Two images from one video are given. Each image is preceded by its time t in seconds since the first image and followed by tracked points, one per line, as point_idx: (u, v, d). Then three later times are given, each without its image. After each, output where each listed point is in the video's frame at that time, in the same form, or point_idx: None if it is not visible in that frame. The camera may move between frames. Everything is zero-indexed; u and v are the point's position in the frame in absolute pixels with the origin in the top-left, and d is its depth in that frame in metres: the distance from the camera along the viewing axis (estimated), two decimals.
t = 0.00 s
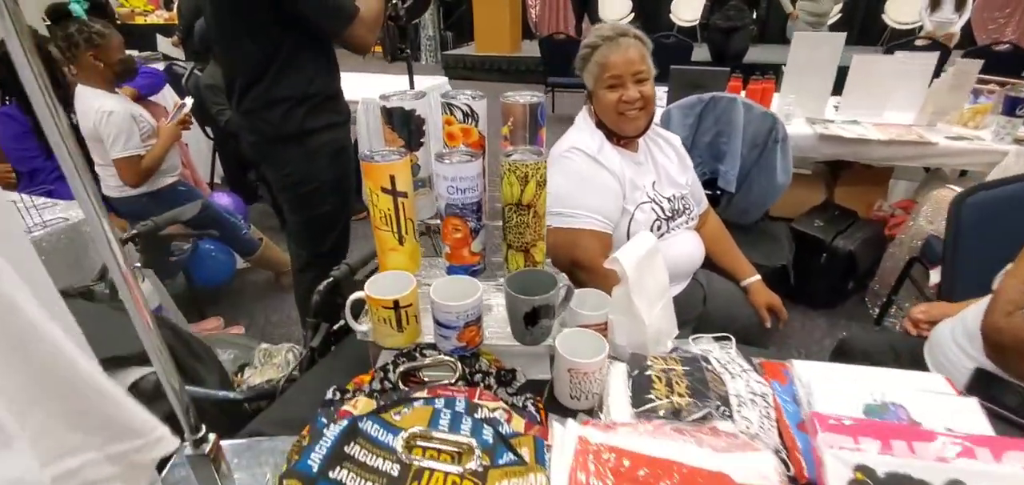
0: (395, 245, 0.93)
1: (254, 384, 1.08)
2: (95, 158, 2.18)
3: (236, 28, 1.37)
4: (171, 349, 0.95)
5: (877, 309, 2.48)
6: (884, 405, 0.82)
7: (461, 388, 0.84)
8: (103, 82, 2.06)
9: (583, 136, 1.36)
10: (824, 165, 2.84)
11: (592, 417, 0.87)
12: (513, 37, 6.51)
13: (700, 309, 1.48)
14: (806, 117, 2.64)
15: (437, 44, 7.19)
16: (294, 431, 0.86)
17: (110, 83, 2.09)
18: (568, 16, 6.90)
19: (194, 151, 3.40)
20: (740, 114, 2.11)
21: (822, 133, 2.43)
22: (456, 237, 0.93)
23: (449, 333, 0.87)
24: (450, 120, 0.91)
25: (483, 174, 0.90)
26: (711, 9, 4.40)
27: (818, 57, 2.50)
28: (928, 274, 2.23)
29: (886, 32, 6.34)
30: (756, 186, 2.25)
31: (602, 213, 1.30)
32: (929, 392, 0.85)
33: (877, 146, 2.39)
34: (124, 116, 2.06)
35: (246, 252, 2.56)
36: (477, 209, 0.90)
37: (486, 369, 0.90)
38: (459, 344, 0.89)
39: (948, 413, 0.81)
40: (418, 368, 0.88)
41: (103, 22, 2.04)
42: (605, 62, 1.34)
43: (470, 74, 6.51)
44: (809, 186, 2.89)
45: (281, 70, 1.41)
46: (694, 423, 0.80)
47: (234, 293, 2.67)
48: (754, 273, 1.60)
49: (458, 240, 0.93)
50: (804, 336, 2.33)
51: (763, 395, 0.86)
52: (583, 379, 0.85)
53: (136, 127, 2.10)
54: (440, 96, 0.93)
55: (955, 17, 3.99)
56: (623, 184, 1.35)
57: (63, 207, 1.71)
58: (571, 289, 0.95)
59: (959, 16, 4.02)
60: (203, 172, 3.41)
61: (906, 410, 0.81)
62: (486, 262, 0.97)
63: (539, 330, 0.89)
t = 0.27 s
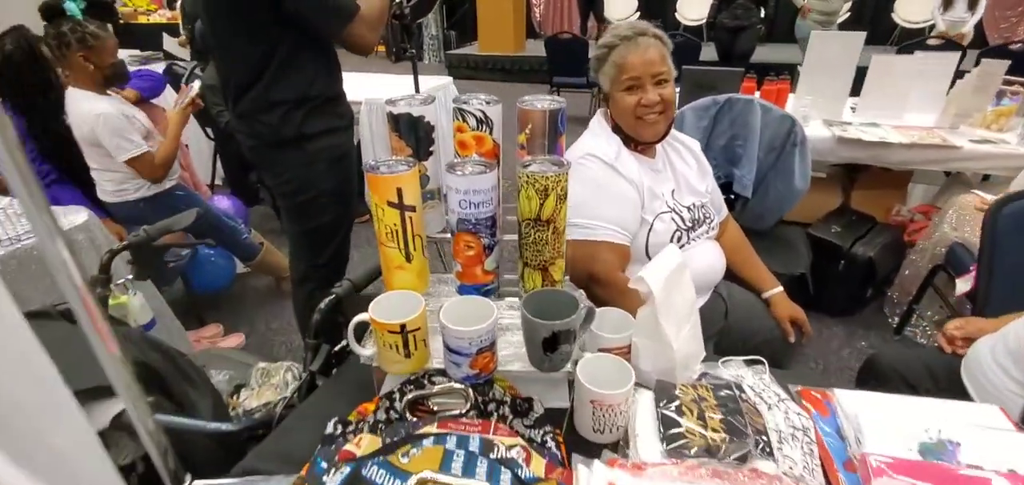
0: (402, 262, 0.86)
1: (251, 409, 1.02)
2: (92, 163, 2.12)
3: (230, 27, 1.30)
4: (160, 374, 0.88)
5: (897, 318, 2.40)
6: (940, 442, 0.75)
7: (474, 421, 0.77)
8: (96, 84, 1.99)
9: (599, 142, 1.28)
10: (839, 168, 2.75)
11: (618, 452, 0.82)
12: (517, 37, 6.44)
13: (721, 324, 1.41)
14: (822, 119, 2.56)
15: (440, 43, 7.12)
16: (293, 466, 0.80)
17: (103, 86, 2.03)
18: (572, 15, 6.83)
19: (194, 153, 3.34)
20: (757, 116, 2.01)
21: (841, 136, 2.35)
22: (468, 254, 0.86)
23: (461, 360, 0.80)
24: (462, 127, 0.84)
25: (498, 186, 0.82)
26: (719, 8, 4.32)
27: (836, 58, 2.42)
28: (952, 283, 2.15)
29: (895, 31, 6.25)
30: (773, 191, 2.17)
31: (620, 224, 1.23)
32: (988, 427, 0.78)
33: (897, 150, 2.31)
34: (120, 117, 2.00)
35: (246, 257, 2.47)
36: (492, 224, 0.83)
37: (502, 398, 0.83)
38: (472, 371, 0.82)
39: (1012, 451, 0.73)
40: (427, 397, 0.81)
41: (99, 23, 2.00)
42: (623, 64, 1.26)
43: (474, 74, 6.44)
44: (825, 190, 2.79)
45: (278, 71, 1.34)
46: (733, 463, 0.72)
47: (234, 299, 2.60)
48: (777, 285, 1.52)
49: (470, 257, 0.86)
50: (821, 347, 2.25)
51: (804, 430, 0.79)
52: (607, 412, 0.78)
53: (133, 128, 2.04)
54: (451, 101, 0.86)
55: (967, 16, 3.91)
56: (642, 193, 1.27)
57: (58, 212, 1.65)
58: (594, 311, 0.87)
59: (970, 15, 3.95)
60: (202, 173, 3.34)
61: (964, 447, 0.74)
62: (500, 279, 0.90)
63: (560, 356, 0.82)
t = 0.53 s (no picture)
0: (406, 285, 0.81)
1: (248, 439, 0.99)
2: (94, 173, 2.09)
3: (225, 33, 1.26)
4: (151, 403, 0.83)
5: (914, 329, 2.33)
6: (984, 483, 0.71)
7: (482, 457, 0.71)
8: (92, 91, 1.95)
9: (611, 154, 1.23)
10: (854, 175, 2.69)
11: None
12: (523, 40, 6.40)
13: (739, 342, 1.35)
14: (837, 125, 2.49)
15: (446, 47, 7.10)
16: None
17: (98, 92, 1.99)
18: (578, 18, 6.79)
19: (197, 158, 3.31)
20: (771, 124, 1.93)
21: (856, 143, 2.29)
22: (477, 276, 0.81)
23: (469, 390, 0.75)
24: (471, 142, 0.80)
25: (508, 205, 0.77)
26: (726, 10, 4.27)
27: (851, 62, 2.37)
28: (973, 295, 2.09)
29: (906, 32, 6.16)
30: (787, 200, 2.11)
31: (633, 239, 1.17)
32: None
33: (914, 157, 2.25)
34: (121, 121, 1.97)
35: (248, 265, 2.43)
36: (502, 245, 0.78)
37: (512, 429, 0.78)
38: (480, 401, 0.76)
39: None
40: (433, 427, 0.77)
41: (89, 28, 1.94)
42: (637, 72, 1.21)
43: (480, 78, 6.41)
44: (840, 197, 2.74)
45: (275, 78, 1.29)
46: None
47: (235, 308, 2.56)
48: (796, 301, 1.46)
49: (479, 280, 0.81)
50: (837, 360, 2.18)
51: (837, 466, 0.73)
52: (623, 448, 0.74)
53: (136, 130, 2.00)
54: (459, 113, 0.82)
55: (980, 18, 3.82)
56: (657, 206, 1.22)
57: (56, 223, 1.61)
58: (610, 337, 0.82)
59: (984, 17, 3.86)
60: (206, 179, 3.31)
61: None
62: (510, 301, 0.86)
63: (575, 386, 0.76)
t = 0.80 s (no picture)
0: (407, 298, 0.78)
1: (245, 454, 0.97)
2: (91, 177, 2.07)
3: (220, 36, 1.23)
4: (143, 419, 0.81)
5: (922, 337, 2.29)
6: None
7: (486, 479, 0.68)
8: (87, 95, 1.91)
9: (617, 161, 1.20)
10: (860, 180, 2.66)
11: None
12: (524, 42, 6.39)
13: (747, 353, 1.33)
14: (843, 129, 2.46)
15: (447, 49, 7.09)
16: None
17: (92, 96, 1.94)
18: (580, 20, 6.78)
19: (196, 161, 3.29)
20: (778, 129, 1.90)
21: (863, 149, 2.26)
22: (481, 291, 0.78)
23: (473, 409, 0.72)
24: (475, 151, 0.77)
25: (514, 217, 0.75)
26: (728, 13, 4.24)
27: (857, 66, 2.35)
28: (983, 303, 2.05)
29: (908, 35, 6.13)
30: (793, 206, 2.08)
31: (640, 249, 1.14)
32: None
33: (922, 163, 2.22)
34: (116, 124, 1.94)
35: (248, 270, 2.40)
36: (506, 258, 0.75)
37: (517, 449, 0.75)
38: (483, 421, 0.73)
39: None
40: (434, 447, 0.74)
41: (79, 31, 1.89)
42: (643, 76, 1.18)
43: (480, 80, 6.41)
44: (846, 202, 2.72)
45: (270, 83, 1.27)
46: None
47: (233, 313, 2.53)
48: (805, 312, 1.43)
49: (483, 294, 0.78)
50: (844, 368, 2.15)
51: None
52: (636, 470, 0.69)
53: (132, 132, 1.98)
54: (463, 121, 0.79)
55: (984, 21, 3.79)
56: (664, 215, 1.19)
57: (51, 229, 1.58)
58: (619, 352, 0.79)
59: (988, 20, 3.83)
60: (205, 182, 3.29)
61: None
62: (514, 316, 0.83)
63: (583, 405, 0.73)
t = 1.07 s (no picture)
0: (405, 300, 0.77)
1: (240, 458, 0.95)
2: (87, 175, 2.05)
3: (209, 36, 1.21)
4: (132, 425, 0.79)
5: (925, 340, 2.27)
6: None
7: None
8: (82, 92, 1.89)
9: (619, 160, 1.18)
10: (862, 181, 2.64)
11: None
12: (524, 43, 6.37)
13: (751, 355, 1.31)
14: (845, 130, 2.44)
15: (447, 49, 7.08)
16: None
17: (88, 93, 1.92)
18: (580, 21, 6.77)
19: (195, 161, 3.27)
20: (780, 129, 1.88)
21: (865, 150, 2.24)
22: (481, 292, 0.76)
23: (472, 413, 0.71)
24: (474, 149, 0.75)
25: (515, 216, 0.73)
26: (727, 14, 4.23)
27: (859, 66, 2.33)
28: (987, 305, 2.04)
29: (909, 37, 6.13)
30: (795, 207, 2.06)
31: (642, 250, 1.13)
32: None
33: (925, 164, 2.20)
34: (113, 121, 1.93)
35: (246, 270, 2.36)
36: (507, 259, 0.74)
37: (518, 454, 0.73)
38: (483, 425, 0.72)
39: None
40: (433, 452, 0.72)
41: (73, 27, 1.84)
42: (643, 74, 1.16)
43: (480, 80, 6.40)
44: (848, 204, 2.70)
45: (262, 83, 1.25)
46: None
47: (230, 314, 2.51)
48: (809, 314, 1.42)
49: (483, 296, 0.76)
50: (847, 371, 2.13)
51: None
52: (640, 477, 0.68)
53: (129, 129, 1.96)
54: (462, 119, 0.77)
55: (985, 23, 3.78)
56: (666, 215, 1.18)
57: (45, 229, 1.56)
58: (622, 355, 0.78)
59: (988, 23, 3.82)
60: (204, 182, 3.28)
61: None
62: (515, 318, 0.81)
63: (585, 409, 0.72)
